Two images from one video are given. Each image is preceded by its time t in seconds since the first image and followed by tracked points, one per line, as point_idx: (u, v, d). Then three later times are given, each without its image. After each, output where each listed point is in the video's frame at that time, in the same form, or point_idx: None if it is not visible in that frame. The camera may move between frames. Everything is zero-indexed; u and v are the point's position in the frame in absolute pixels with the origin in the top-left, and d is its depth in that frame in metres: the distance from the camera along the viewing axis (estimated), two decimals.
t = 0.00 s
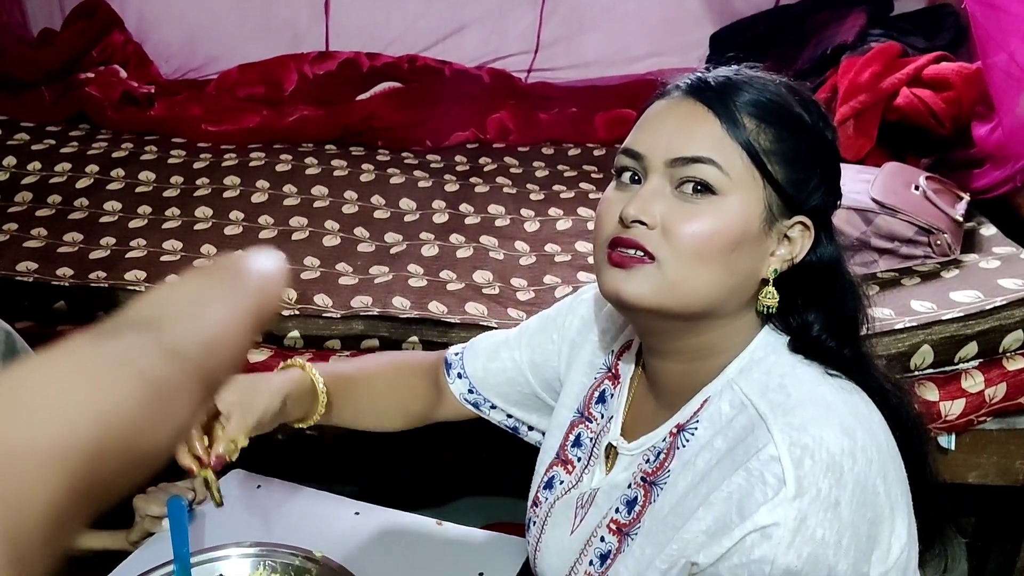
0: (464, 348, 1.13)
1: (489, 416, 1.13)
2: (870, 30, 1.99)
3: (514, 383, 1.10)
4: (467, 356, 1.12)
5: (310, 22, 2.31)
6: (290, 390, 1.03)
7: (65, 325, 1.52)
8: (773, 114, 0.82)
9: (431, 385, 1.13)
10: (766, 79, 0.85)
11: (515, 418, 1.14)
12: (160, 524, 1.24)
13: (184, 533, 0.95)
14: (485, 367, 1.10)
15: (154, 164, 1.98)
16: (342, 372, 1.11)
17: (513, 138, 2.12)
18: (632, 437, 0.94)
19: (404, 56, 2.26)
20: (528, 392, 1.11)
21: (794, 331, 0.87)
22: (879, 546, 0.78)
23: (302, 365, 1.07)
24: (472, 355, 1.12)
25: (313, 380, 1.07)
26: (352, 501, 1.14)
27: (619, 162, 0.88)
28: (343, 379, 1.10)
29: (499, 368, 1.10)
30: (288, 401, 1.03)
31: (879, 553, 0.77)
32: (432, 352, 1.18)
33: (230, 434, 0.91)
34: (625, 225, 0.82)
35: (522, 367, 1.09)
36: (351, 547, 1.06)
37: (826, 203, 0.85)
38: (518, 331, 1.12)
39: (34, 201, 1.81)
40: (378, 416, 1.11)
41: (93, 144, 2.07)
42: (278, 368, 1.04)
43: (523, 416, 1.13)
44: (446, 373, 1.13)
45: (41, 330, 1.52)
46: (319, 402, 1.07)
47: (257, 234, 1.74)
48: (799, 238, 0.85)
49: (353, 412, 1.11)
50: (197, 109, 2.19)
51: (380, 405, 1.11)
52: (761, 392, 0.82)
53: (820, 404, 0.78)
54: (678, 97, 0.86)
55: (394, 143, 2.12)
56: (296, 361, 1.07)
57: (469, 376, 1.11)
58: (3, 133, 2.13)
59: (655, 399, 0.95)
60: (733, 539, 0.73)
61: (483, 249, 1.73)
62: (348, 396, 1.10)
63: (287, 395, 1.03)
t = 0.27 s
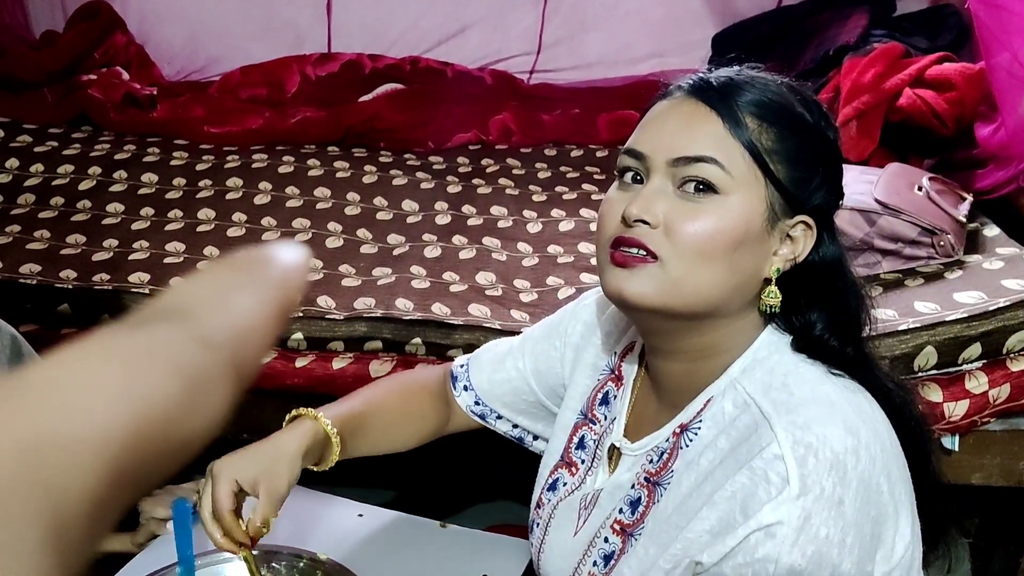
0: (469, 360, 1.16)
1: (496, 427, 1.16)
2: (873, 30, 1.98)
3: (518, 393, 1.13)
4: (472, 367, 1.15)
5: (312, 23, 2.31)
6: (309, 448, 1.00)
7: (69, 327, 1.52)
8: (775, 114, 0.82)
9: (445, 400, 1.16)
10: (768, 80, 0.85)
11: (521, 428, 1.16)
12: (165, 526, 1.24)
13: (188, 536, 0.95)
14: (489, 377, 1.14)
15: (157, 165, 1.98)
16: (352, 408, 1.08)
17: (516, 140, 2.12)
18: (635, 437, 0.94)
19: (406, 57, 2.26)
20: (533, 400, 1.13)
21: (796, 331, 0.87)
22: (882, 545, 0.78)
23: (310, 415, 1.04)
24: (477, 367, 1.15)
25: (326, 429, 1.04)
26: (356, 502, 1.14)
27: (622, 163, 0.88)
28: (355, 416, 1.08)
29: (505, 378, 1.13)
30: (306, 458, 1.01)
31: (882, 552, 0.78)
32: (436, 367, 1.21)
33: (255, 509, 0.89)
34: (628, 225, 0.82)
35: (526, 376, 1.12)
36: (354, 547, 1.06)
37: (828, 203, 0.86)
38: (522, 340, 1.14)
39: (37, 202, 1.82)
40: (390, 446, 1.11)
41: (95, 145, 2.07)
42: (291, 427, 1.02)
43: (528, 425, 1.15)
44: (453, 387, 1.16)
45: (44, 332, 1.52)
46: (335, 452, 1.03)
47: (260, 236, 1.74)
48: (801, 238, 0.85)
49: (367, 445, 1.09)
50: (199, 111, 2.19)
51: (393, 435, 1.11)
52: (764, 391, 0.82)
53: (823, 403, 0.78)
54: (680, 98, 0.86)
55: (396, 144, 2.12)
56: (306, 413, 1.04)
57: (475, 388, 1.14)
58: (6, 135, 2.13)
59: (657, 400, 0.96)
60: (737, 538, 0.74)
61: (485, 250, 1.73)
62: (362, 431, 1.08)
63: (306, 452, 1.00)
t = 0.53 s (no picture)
0: (469, 366, 1.17)
1: (495, 432, 1.17)
2: (874, 32, 1.98)
3: (519, 398, 1.13)
4: (472, 373, 1.17)
5: (312, 25, 2.31)
6: (319, 478, 1.01)
7: (70, 329, 1.52)
8: (782, 115, 0.82)
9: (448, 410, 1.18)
10: (773, 81, 0.86)
11: (521, 433, 1.17)
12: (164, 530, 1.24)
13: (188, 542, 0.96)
14: (489, 382, 1.14)
15: (158, 168, 1.98)
16: (359, 429, 1.09)
17: (517, 142, 2.13)
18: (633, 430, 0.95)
19: (406, 59, 2.26)
20: (533, 405, 1.14)
21: (799, 329, 0.87)
22: (885, 542, 0.77)
23: (318, 444, 1.04)
24: (477, 373, 1.16)
25: (334, 456, 1.05)
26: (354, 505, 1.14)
27: (627, 161, 0.88)
28: (363, 438, 1.08)
29: (504, 383, 1.13)
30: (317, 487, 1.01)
31: (886, 548, 0.77)
32: (436, 375, 1.21)
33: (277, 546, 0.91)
34: (636, 221, 0.82)
35: (524, 379, 1.12)
36: (353, 550, 1.06)
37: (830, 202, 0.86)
38: (521, 343, 1.15)
39: (37, 205, 1.81)
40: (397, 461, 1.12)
41: (96, 148, 2.07)
42: (298, 458, 1.02)
43: (528, 429, 1.16)
44: (455, 394, 1.17)
45: (44, 334, 1.52)
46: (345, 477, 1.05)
47: (260, 238, 1.74)
48: (804, 238, 0.85)
49: (373, 463, 1.10)
50: (200, 113, 2.19)
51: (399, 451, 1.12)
52: (766, 386, 0.82)
53: (826, 398, 0.78)
54: (686, 96, 0.86)
55: (396, 146, 2.12)
56: (313, 441, 1.04)
57: (476, 395, 1.15)
58: (7, 137, 2.13)
59: (654, 398, 0.96)
60: (743, 532, 0.73)
61: (486, 252, 1.73)
62: (370, 452, 1.09)
63: (316, 481, 1.01)
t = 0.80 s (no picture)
0: (469, 373, 1.17)
1: (498, 439, 1.17)
2: (876, 32, 1.98)
3: (521, 405, 1.14)
4: (473, 382, 1.16)
5: (314, 27, 2.31)
6: (324, 490, 1.01)
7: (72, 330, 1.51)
8: (801, 115, 0.83)
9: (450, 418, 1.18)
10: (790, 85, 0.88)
11: (524, 439, 1.17)
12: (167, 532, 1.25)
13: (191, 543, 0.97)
14: (490, 390, 1.14)
15: (160, 169, 1.98)
16: (362, 441, 1.09)
17: (519, 143, 2.13)
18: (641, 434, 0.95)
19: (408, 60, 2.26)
20: (534, 411, 1.14)
21: (811, 330, 0.87)
22: (896, 543, 0.77)
23: (322, 456, 1.05)
24: (478, 381, 1.16)
25: (338, 468, 1.05)
26: (356, 507, 1.14)
27: (644, 154, 0.88)
28: (365, 449, 1.09)
29: (506, 390, 1.13)
30: (321, 500, 1.02)
31: (896, 549, 0.77)
32: (438, 383, 1.22)
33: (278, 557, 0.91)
34: (657, 212, 0.82)
35: (526, 387, 1.13)
36: (357, 552, 1.06)
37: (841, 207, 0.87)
38: (522, 350, 1.15)
39: (40, 206, 1.82)
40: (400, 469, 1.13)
41: (98, 149, 2.07)
42: (303, 471, 1.03)
43: (529, 436, 1.16)
44: (455, 401, 1.17)
45: (47, 336, 1.52)
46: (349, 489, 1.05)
47: (262, 239, 1.74)
48: (815, 240, 0.86)
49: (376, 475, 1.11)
50: (202, 114, 2.19)
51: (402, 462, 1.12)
52: (776, 388, 0.82)
53: (836, 399, 0.78)
54: (706, 94, 0.87)
55: (398, 147, 2.12)
56: (318, 454, 1.05)
57: (477, 401, 1.15)
58: (9, 139, 2.13)
59: (657, 402, 0.96)
60: (754, 533, 0.73)
61: (488, 253, 1.72)
62: (373, 464, 1.09)
63: (321, 494, 1.02)
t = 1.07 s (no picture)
0: (477, 372, 1.17)
1: (504, 438, 1.17)
2: (878, 33, 1.98)
3: (528, 405, 1.13)
4: (480, 381, 1.16)
5: (317, 27, 2.31)
6: (331, 487, 1.02)
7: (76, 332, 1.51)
8: (815, 117, 0.84)
9: (457, 416, 1.17)
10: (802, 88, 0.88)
11: (530, 439, 1.17)
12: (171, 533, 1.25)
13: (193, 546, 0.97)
14: (497, 389, 1.14)
15: (162, 170, 1.98)
16: (368, 438, 1.09)
17: (521, 143, 2.13)
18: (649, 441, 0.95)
19: (411, 61, 2.26)
20: (541, 411, 1.13)
21: (824, 336, 0.88)
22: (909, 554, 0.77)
23: (329, 452, 1.05)
24: (485, 380, 1.15)
25: (344, 464, 1.06)
26: (361, 508, 1.14)
27: (656, 155, 0.88)
28: (371, 447, 1.09)
29: (513, 390, 1.13)
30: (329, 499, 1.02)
31: (909, 559, 0.77)
32: (447, 380, 1.21)
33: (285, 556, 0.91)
34: (671, 213, 0.82)
35: (533, 387, 1.12)
36: (361, 553, 1.06)
37: (852, 210, 0.88)
38: (530, 350, 1.14)
39: (42, 207, 1.81)
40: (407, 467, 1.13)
41: (101, 150, 2.07)
42: (310, 469, 1.03)
43: (535, 436, 1.16)
44: (462, 400, 1.17)
45: (50, 337, 1.52)
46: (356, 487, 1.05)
47: (265, 240, 1.74)
48: (828, 243, 0.86)
49: (383, 472, 1.11)
50: (204, 115, 2.19)
51: (409, 458, 1.13)
52: (788, 396, 0.82)
53: (851, 408, 0.78)
54: (719, 95, 0.87)
55: (401, 148, 2.12)
56: (325, 449, 1.06)
57: (484, 401, 1.15)
58: (12, 139, 2.13)
59: (668, 405, 0.96)
60: (765, 542, 0.73)
61: (491, 253, 1.72)
62: (379, 461, 1.10)
63: (329, 493, 1.02)
